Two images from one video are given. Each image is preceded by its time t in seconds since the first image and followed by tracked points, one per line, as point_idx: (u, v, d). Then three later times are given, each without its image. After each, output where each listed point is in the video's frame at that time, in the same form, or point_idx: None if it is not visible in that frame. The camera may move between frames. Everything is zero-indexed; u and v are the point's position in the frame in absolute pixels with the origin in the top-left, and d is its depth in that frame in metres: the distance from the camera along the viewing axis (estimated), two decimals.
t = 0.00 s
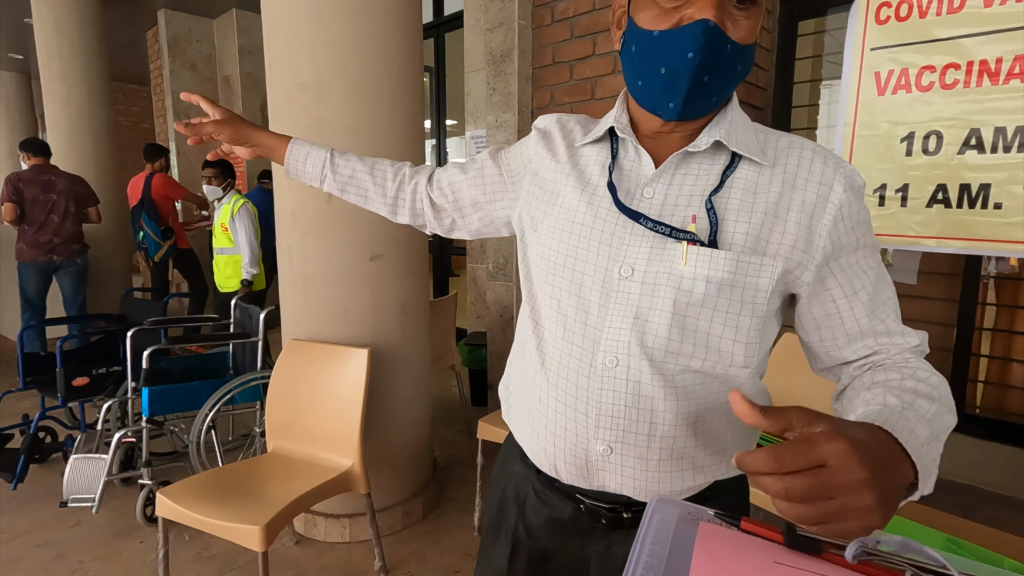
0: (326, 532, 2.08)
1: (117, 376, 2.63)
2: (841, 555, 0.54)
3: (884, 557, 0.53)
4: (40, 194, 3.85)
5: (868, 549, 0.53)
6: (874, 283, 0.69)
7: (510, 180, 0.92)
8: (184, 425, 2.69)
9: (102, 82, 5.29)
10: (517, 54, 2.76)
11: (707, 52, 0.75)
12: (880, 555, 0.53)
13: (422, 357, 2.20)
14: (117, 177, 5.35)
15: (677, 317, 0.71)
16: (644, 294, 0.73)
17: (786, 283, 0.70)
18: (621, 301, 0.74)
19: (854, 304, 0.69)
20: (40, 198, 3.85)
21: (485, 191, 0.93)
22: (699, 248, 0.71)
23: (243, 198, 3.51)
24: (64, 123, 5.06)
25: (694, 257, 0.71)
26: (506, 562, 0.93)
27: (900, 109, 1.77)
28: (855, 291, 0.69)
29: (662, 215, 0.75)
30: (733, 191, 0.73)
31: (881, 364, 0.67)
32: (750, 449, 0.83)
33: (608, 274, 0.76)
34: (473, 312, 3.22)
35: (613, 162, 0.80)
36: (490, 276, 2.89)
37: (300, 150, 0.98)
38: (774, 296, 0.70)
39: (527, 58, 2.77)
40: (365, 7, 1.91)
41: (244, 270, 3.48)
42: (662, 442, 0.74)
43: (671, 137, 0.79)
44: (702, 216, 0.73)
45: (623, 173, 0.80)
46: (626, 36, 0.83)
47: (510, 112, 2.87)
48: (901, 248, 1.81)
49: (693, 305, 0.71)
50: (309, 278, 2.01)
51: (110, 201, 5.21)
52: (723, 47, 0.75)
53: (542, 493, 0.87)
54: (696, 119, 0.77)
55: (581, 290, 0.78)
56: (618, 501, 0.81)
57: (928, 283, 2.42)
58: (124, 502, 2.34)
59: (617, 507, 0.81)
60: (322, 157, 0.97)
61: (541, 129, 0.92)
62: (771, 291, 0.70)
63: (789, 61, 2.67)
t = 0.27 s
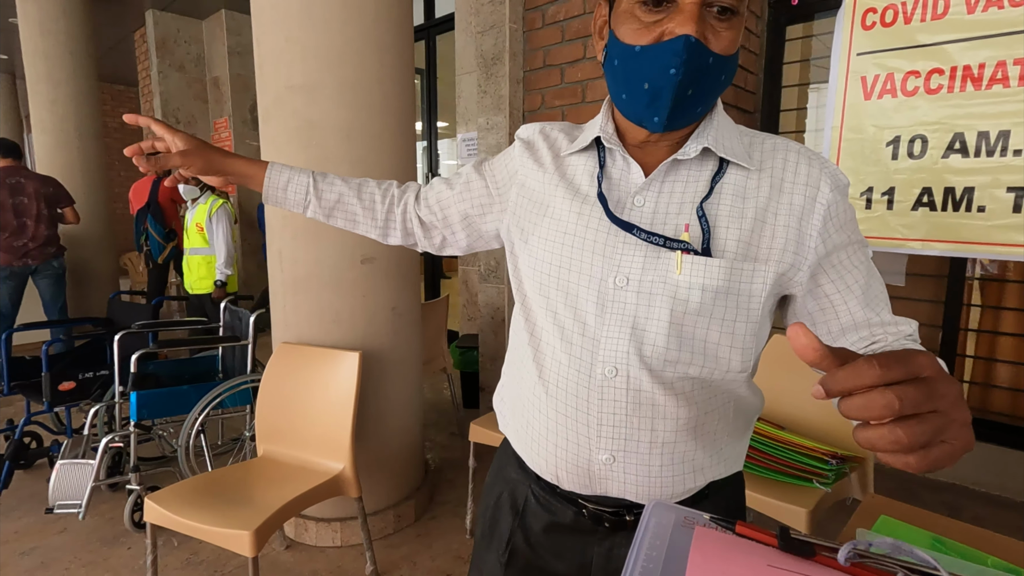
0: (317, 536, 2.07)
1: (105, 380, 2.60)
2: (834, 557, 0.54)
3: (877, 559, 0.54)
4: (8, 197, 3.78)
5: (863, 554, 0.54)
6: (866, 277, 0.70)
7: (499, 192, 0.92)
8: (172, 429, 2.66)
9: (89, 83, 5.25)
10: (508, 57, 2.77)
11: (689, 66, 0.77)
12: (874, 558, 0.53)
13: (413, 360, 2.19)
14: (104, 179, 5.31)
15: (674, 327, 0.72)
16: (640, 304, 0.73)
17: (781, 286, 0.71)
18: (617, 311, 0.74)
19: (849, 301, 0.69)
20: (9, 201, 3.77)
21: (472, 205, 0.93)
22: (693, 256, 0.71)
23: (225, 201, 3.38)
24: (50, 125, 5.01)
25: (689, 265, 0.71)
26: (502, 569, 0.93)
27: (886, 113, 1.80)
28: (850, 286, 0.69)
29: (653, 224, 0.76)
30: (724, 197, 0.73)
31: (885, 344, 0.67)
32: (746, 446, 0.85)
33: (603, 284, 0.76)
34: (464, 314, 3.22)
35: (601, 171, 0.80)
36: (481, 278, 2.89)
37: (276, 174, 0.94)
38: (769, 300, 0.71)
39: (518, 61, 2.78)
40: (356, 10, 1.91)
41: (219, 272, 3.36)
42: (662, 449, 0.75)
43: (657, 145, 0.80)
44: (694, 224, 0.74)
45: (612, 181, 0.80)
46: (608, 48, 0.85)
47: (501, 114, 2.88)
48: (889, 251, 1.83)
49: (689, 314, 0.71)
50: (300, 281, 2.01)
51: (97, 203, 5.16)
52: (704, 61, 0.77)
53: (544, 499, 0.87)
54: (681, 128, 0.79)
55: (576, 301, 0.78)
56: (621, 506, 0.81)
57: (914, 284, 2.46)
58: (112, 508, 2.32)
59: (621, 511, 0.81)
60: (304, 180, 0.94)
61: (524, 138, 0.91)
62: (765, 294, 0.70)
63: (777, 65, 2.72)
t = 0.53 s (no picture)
0: (308, 540, 2.06)
1: (92, 383, 2.57)
2: (829, 556, 0.55)
3: (872, 557, 0.54)
4: None
5: (856, 551, 0.55)
6: (843, 278, 0.71)
7: (472, 203, 0.92)
8: (161, 433, 2.64)
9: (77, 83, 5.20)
10: (499, 59, 2.78)
11: (660, 76, 0.76)
12: (868, 558, 0.54)
13: (405, 362, 2.19)
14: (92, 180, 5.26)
15: (657, 342, 0.72)
16: (621, 319, 0.74)
17: (760, 297, 0.73)
18: (599, 327, 0.75)
19: (829, 303, 0.71)
20: None
21: (445, 213, 0.93)
22: (674, 270, 0.72)
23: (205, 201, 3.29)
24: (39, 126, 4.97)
25: (670, 279, 0.72)
26: None
27: (872, 117, 1.82)
28: (828, 288, 0.71)
29: (631, 236, 0.76)
30: (700, 206, 0.74)
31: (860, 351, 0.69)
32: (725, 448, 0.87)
33: (583, 300, 0.76)
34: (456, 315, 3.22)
35: (575, 180, 0.80)
36: (472, 280, 2.89)
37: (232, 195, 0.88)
38: (748, 310, 0.73)
39: (510, 63, 2.80)
40: (346, 11, 1.91)
41: (196, 273, 3.26)
42: (648, 461, 0.77)
43: (632, 153, 0.81)
44: (673, 236, 0.75)
45: (587, 191, 0.80)
46: (578, 53, 0.84)
47: (493, 116, 2.88)
48: (877, 253, 1.86)
49: (672, 330, 0.72)
50: (291, 283, 2.00)
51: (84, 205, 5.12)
52: (677, 70, 0.77)
53: (528, 513, 0.86)
54: (654, 136, 0.79)
55: (555, 316, 0.78)
56: (607, 517, 0.81)
57: (901, 285, 2.49)
58: (100, 512, 2.29)
59: (608, 523, 0.81)
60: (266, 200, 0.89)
61: (489, 145, 0.91)
62: (746, 305, 0.72)
63: (766, 68, 2.77)
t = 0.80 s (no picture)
0: (290, 541, 2.04)
1: (73, 384, 2.54)
2: (762, 538, 0.55)
3: (807, 543, 0.55)
4: None
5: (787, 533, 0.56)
6: (790, 260, 0.73)
7: (396, 205, 0.85)
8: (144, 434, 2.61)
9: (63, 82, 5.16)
10: (487, 59, 2.78)
11: (582, 64, 0.77)
12: (800, 541, 0.55)
13: (389, 362, 2.18)
14: (78, 180, 5.22)
15: (603, 347, 0.73)
16: (566, 326, 0.74)
17: (701, 294, 0.74)
18: (542, 335, 0.74)
19: (772, 288, 0.72)
20: None
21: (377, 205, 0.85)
22: (617, 272, 0.72)
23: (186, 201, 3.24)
24: (23, 125, 4.93)
25: (614, 281, 0.72)
26: None
27: (853, 117, 1.83)
28: (772, 270, 0.72)
29: (571, 237, 0.76)
30: (640, 199, 0.75)
31: (804, 343, 0.68)
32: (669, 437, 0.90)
33: (523, 305, 0.75)
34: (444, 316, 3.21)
35: (505, 175, 0.79)
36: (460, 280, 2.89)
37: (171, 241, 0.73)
38: (692, 307, 0.75)
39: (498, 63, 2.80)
40: (328, 8, 1.90)
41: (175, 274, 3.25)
42: (599, 461, 0.78)
43: (562, 143, 0.80)
44: (615, 234, 0.75)
45: (520, 188, 0.79)
46: (497, 38, 0.83)
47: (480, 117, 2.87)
48: (859, 251, 1.87)
49: (618, 334, 0.73)
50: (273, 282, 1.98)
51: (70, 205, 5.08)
52: (598, 56, 0.77)
53: (476, 524, 0.86)
54: (581, 126, 0.79)
55: (496, 326, 0.77)
56: (557, 522, 0.81)
57: (885, 285, 2.50)
58: (80, 515, 2.26)
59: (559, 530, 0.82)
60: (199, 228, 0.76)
61: (407, 139, 0.87)
62: (690, 302, 0.74)
63: (752, 69, 2.79)
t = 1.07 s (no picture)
0: (285, 546, 2.04)
1: (67, 389, 2.54)
2: (746, 521, 0.55)
3: (786, 523, 0.55)
4: None
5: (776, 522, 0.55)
6: (776, 249, 0.74)
7: (362, 216, 0.84)
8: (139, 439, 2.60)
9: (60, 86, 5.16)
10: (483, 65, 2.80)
11: (558, 68, 0.78)
12: (783, 524, 0.55)
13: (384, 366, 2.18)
14: (74, 184, 5.21)
15: (591, 354, 0.73)
16: (551, 335, 0.74)
17: (683, 295, 0.76)
18: (528, 343, 0.74)
19: (760, 283, 0.73)
20: None
21: (346, 206, 0.84)
22: (602, 277, 0.73)
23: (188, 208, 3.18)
24: (19, 129, 4.92)
25: (599, 287, 0.73)
26: None
27: (846, 122, 1.85)
28: (760, 258, 0.74)
29: (552, 244, 0.77)
30: (620, 203, 0.77)
31: (827, 342, 0.67)
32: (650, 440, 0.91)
33: (508, 315, 0.76)
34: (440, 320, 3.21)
35: (482, 183, 0.80)
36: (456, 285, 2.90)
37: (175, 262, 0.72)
38: (677, 308, 0.76)
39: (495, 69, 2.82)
40: (325, 14, 1.91)
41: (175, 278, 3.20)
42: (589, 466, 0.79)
43: (540, 147, 0.81)
44: (598, 239, 0.76)
45: (499, 196, 0.80)
46: (470, 42, 0.84)
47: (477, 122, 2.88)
48: (853, 256, 1.89)
49: (605, 340, 0.73)
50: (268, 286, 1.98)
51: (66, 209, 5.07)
52: (573, 58, 0.79)
53: (459, 536, 0.85)
54: (558, 130, 0.80)
55: (480, 336, 0.77)
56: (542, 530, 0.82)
57: (879, 289, 2.52)
58: (73, 520, 2.25)
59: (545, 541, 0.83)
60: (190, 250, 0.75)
61: (374, 145, 0.87)
62: (674, 303, 0.76)
63: (746, 76, 2.81)
